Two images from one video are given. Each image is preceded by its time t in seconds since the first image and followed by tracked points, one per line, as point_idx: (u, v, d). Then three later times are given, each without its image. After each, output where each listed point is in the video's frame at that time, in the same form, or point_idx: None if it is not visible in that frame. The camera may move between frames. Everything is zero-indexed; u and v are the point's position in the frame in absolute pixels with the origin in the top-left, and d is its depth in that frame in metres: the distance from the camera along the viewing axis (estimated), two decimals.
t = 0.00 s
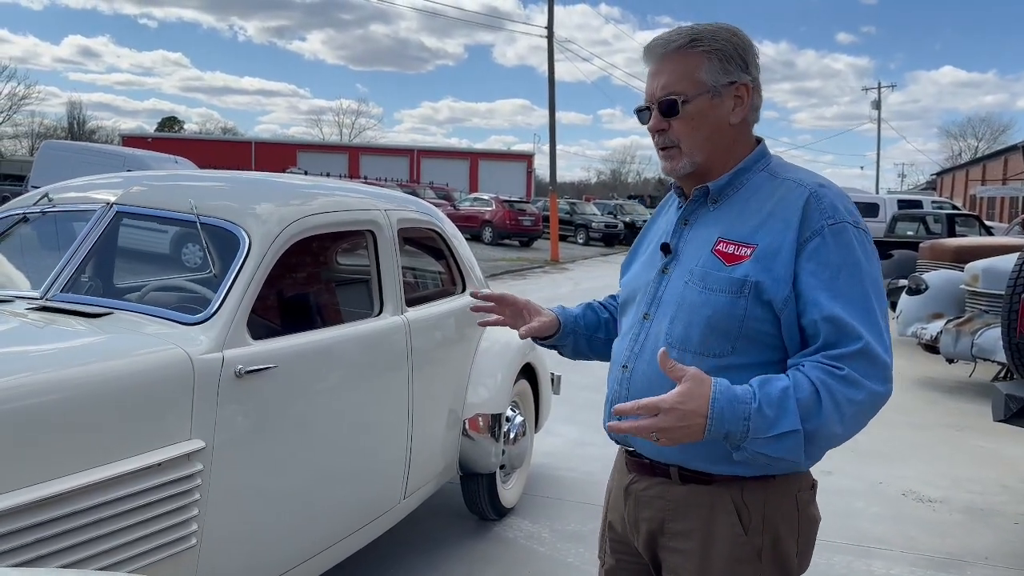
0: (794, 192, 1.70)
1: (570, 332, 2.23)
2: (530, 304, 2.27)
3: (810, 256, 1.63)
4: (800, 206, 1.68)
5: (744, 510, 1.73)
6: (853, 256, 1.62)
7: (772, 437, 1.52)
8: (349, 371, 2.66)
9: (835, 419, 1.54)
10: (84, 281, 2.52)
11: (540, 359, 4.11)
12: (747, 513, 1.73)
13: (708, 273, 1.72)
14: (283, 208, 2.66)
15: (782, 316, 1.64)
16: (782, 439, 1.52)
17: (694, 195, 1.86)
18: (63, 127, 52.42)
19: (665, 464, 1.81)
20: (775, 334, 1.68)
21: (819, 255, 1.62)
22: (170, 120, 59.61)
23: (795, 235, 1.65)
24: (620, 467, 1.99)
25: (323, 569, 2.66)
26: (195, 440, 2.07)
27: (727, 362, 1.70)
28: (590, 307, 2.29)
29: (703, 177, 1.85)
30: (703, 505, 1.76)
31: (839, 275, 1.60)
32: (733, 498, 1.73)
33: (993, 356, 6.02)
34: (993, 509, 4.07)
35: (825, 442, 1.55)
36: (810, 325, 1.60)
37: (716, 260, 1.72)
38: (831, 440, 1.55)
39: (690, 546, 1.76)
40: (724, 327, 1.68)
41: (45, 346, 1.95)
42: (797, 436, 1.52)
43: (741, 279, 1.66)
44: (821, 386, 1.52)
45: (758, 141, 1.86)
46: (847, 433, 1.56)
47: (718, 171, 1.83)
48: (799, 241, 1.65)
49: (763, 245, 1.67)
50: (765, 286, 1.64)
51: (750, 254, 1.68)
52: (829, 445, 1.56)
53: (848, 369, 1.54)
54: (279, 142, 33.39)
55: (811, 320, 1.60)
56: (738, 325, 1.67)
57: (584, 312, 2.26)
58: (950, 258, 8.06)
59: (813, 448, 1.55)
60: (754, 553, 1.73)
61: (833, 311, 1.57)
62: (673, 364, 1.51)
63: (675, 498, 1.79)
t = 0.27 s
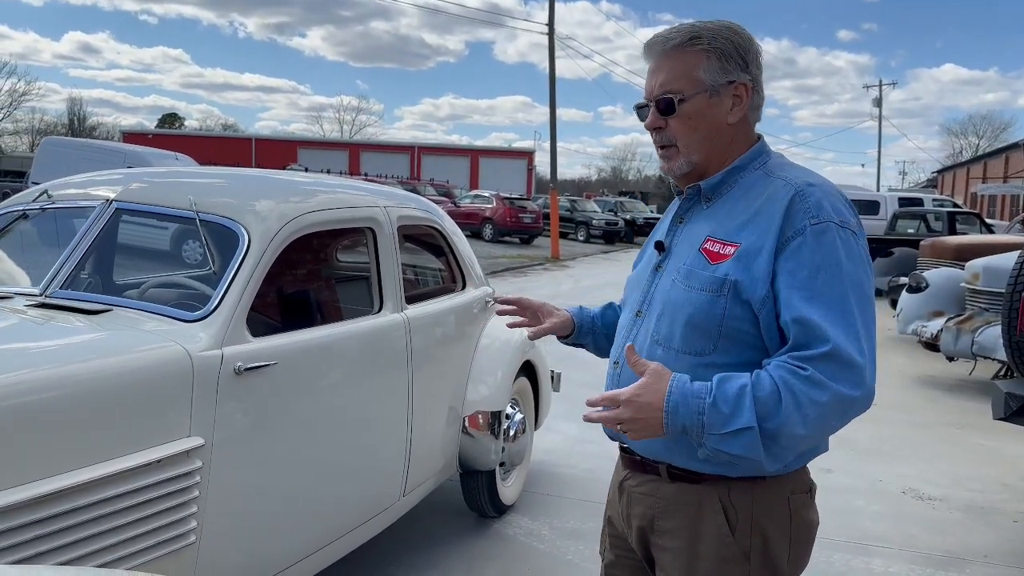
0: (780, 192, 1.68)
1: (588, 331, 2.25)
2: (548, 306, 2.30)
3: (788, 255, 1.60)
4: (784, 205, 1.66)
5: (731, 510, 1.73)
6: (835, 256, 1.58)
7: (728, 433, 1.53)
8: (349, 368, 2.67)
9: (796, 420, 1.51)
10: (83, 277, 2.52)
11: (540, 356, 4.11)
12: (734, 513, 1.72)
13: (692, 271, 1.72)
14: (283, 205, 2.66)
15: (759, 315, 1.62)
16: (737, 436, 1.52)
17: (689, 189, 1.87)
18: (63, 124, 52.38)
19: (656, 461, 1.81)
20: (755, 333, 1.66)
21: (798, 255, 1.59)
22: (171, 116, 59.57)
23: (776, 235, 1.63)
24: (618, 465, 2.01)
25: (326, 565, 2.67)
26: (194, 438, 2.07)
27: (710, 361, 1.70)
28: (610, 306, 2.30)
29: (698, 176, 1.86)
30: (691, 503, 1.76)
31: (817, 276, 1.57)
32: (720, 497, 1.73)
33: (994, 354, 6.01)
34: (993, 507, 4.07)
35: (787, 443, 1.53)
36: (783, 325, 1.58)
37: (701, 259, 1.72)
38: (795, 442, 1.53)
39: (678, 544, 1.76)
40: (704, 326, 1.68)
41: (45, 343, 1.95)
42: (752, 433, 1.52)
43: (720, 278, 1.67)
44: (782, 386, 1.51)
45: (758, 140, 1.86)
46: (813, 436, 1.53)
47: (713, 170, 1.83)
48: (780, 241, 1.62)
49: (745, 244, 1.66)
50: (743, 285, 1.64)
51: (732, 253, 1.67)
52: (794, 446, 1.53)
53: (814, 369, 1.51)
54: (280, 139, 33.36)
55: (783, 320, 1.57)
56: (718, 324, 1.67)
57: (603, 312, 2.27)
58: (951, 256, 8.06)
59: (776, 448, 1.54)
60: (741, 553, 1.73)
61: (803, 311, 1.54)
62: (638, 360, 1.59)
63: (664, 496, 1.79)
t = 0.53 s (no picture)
0: (773, 187, 1.68)
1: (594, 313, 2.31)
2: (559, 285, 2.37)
3: (780, 251, 1.59)
4: (777, 200, 1.65)
5: (727, 507, 1.73)
6: (826, 251, 1.57)
7: (718, 429, 1.53)
8: (347, 364, 2.67)
9: (786, 416, 1.51)
10: (82, 273, 2.52)
11: (540, 353, 4.11)
12: (730, 510, 1.73)
13: (684, 265, 1.72)
14: (282, 201, 2.66)
15: (750, 310, 1.63)
16: (727, 432, 1.53)
17: (687, 184, 1.88)
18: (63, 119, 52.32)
19: (652, 458, 1.82)
20: (746, 328, 1.66)
21: (790, 250, 1.58)
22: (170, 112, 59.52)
23: (768, 230, 1.62)
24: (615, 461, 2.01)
25: (324, 560, 2.68)
26: (193, 434, 2.07)
27: (702, 355, 1.70)
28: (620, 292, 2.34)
29: (698, 172, 1.86)
30: (686, 500, 1.76)
31: (808, 272, 1.56)
32: (716, 494, 1.73)
33: (992, 351, 6.02)
34: (991, 505, 4.08)
35: (777, 439, 1.52)
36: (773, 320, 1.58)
37: (694, 252, 1.72)
38: (786, 438, 1.52)
39: (673, 541, 1.76)
40: (695, 319, 1.68)
41: (44, 339, 1.95)
42: (742, 429, 1.52)
43: (712, 272, 1.67)
44: (771, 382, 1.51)
45: (759, 136, 1.85)
46: (803, 432, 1.53)
47: (713, 166, 1.83)
48: (772, 236, 1.62)
49: (737, 239, 1.66)
50: (733, 279, 1.64)
51: (724, 247, 1.67)
52: (782, 443, 1.53)
53: (803, 365, 1.51)
54: (279, 135, 33.32)
55: (772, 314, 1.57)
56: (709, 318, 1.67)
57: (612, 297, 2.32)
58: (950, 254, 8.06)
59: (765, 445, 1.54)
60: (736, 550, 1.73)
61: (791, 306, 1.54)
62: (629, 356, 1.60)
63: (660, 493, 1.79)
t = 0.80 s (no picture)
0: (774, 184, 1.68)
1: (590, 283, 2.38)
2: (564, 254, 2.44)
3: (779, 248, 1.59)
4: (778, 197, 1.65)
5: (726, 504, 1.73)
6: (826, 249, 1.57)
7: (702, 410, 1.53)
8: (346, 361, 2.67)
9: (772, 404, 1.51)
10: (80, 269, 2.51)
11: (539, 351, 4.11)
12: (730, 508, 1.73)
13: (685, 262, 1.73)
14: (281, 198, 2.66)
15: (750, 306, 1.63)
16: (710, 414, 1.53)
17: (687, 182, 1.88)
18: (61, 115, 52.26)
19: (651, 455, 1.82)
20: (745, 325, 1.67)
21: (789, 247, 1.58)
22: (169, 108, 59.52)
23: (769, 227, 1.63)
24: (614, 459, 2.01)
25: (323, 556, 2.68)
26: (191, 430, 2.07)
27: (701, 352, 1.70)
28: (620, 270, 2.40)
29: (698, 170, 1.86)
30: (685, 498, 1.76)
31: (806, 268, 1.56)
32: (715, 492, 1.74)
33: (991, 349, 6.02)
34: (988, 502, 4.09)
35: (761, 427, 1.52)
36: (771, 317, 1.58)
37: (694, 250, 1.72)
38: (770, 426, 1.53)
39: (672, 538, 1.76)
40: (695, 317, 1.69)
41: (42, 335, 1.95)
42: (725, 412, 1.52)
43: (712, 269, 1.67)
44: (760, 368, 1.51)
45: (758, 132, 1.85)
46: (788, 422, 1.53)
47: (713, 164, 1.83)
48: (772, 233, 1.62)
49: (738, 236, 1.66)
50: (734, 276, 1.64)
51: (724, 244, 1.67)
52: (766, 431, 1.53)
53: (794, 356, 1.51)
54: (279, 131, 33.28)
55: (771, 311, 1.57)
56: (710, 315, 1.67)
57: (612, 274, 2.39)
58: (949, 251, 8.06)
59: (747, 432, 1.53)
60: (735, 547, 1.74)
61: (790, 302, 1.54)
62: (620, 333, 1.61)
63: (659, 490, 1.79)
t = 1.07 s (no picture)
0: (774, 181, 1.68)
1: (589, 258, 2.42)
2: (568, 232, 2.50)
3: (779, 245, 1.59)
4: (778, 194, 1.65)
5: (726, 501, 1.73)
6: (825, 245, 1.57)
7: (691, 388, 1.55)
8: (345, 357, 2.67)
9: (762, 390, 1.52)
10: (78, 266, 2.51)
11: (538, 348, 4.12)
12: (729, 504, 1.73)
13: (686, 259, 1.73)
14: (279, 194, 2.66)
15: (751, 303, 1.63)
16: (699, 394, 1.54)
17: (686, 181, 1.89)
18: (60, 111, 52.16)
19: (650, 451, 1.82)
20: (745, 321, 1.67)
21: (788, 243, 1.58)
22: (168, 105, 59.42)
23: (769, 224, 1.63)
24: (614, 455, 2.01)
25: (321, 553, 2.68)
26: (190, 426, 2.08)
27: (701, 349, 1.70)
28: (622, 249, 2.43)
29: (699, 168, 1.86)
30: (685, 494, 1.76)
31: (805, 264, 1.56)
32: (715, 488, 1.73)
33: (989, 346, 6.03)
34: (986, 500, 4.09)
35: (748, 412, 1.53)
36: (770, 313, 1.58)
37: (695, 248, 1.73)
38: (758, 412, 1.53)
39: (672, 534, 1.76)
40: (696, 314, 1.69)
41: (41, 331, 1.95)
42: (713, 393, 1.53)
43: (713, 266, 1.67)
44: (753, 355, 1.52)
45: (757, 129, 1.85)
46: (777, 411, 1.52)
47: (713, 163, 1.83)
48: (772, 230, 1.62)
49: (738, 233, 1.67)
50: (734, 273, 1.64)
51: (724, 241, 1.67)
52: (752, 417, 1.54)
53: (787, 344, 1.51)
54: (278, 127, 33.24)
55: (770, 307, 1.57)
56: (710, 312, 1.67)
57: (613, 252, 2.42)
58: (948, 249, 8.07)
59: (735, 414, 1.55)
60: (735, 543, 1.74)
61: (788, 297, 1.54)
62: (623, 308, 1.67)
63: (659, 487, 1.79)
